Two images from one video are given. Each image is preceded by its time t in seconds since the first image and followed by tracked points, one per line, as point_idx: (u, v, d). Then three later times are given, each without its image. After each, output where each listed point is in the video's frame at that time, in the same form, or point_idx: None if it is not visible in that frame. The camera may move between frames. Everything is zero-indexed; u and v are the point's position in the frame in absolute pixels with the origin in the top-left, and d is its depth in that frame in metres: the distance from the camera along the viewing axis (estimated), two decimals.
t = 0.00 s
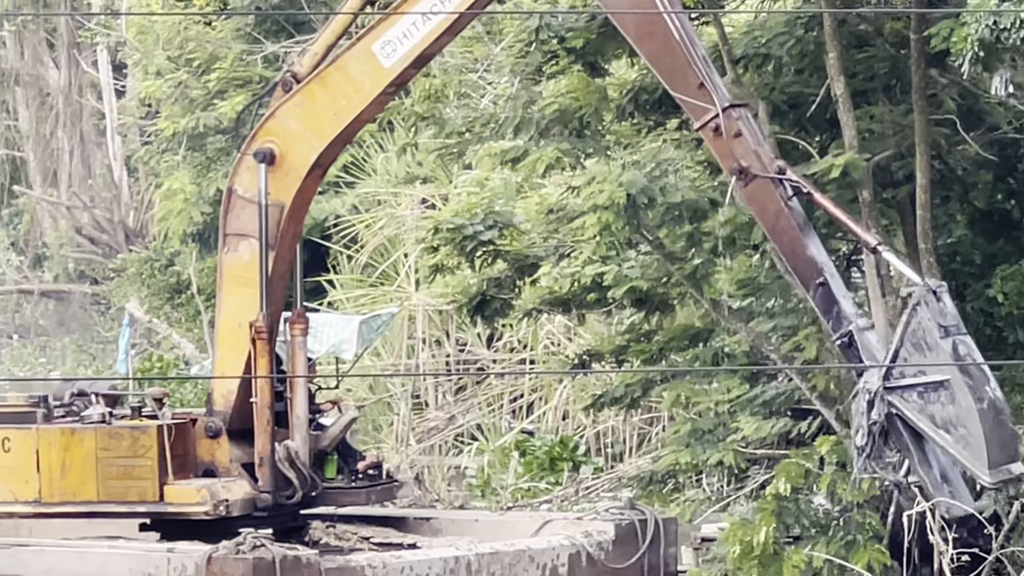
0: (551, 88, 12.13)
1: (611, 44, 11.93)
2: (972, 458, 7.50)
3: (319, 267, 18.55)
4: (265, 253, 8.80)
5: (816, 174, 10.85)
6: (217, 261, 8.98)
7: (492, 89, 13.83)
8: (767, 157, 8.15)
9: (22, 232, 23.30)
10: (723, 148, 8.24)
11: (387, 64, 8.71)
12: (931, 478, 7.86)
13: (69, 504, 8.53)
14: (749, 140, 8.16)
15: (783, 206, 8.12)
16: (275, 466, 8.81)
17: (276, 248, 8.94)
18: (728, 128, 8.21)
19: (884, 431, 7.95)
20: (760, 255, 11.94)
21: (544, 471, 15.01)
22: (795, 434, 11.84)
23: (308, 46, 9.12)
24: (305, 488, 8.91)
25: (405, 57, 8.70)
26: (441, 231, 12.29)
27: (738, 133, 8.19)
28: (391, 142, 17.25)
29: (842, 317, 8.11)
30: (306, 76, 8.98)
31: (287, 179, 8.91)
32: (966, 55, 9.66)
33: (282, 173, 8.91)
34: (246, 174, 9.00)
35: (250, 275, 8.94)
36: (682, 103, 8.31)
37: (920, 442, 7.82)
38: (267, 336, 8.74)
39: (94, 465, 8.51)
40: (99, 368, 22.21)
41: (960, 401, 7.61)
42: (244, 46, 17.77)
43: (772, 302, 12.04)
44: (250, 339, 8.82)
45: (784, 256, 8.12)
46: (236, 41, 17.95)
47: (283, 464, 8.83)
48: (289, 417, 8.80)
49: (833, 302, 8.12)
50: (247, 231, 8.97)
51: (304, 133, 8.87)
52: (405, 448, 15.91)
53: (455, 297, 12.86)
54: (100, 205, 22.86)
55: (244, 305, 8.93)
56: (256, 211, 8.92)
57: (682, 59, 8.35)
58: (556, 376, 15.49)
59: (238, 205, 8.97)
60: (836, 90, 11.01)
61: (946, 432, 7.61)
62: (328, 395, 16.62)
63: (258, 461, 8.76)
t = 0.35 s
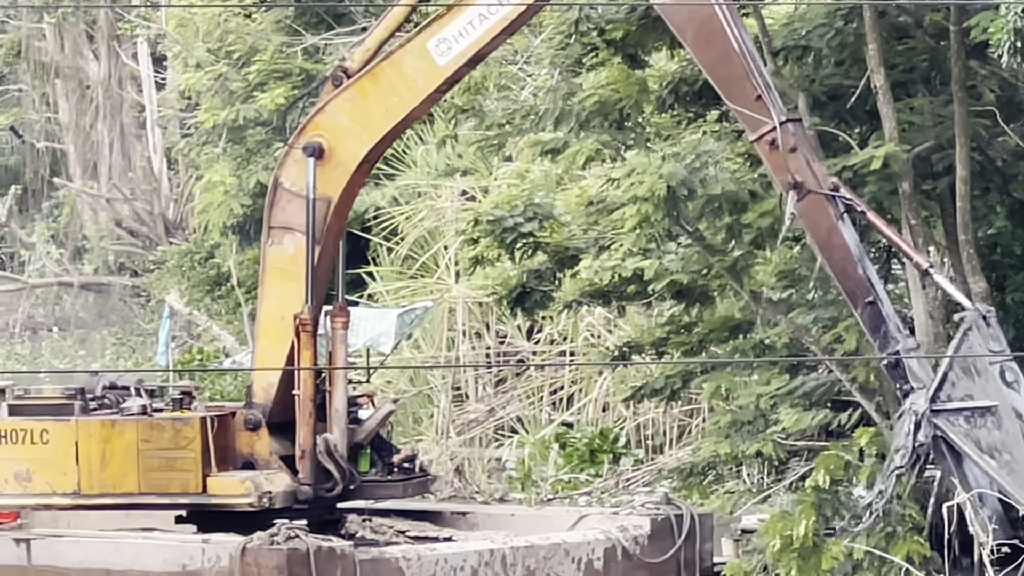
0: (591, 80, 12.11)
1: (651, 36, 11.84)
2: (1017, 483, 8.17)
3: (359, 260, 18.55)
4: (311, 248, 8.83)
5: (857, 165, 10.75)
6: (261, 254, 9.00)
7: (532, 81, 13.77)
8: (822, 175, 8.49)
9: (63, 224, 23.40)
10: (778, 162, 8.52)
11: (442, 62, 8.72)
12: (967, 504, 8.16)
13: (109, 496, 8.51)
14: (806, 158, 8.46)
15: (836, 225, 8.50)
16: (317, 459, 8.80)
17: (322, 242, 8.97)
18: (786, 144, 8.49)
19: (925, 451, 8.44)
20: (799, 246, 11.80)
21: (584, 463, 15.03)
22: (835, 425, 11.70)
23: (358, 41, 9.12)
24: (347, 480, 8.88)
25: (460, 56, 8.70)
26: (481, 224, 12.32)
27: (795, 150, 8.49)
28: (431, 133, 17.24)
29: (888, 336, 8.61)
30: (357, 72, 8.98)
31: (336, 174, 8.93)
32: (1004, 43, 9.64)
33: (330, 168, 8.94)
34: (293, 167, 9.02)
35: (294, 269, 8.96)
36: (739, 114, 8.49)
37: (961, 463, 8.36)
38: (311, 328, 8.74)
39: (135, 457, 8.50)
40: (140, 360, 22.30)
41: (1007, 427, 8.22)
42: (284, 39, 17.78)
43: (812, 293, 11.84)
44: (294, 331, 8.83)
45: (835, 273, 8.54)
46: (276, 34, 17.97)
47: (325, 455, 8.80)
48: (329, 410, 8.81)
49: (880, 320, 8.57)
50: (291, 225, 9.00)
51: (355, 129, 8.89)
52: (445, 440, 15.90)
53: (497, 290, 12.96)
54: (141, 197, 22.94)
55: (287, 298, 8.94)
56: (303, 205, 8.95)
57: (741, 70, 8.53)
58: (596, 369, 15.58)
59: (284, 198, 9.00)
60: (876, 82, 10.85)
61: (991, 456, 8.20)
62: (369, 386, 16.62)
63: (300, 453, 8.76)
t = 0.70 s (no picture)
0: (628, 72, 12.07)
1: (687, 29, 11.78)
2: None
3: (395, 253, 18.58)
4: (359, 244, 8.81)
5: (893, 158, 10.67)
6: (306, 247, 8.97)
7: (568, 74, 13.72)
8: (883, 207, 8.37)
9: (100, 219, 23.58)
10: (840, 192, 8.40)
11: (504, 67, 8.77)
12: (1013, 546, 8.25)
13: (146, 488, 8.50)
14: (868, 187, 8.34)
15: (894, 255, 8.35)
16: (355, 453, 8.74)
17: (369, 239, 8.94)
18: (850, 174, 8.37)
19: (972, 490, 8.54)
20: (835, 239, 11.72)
21: (620, 455, 15.11)
22: (871, 418, 11.55)
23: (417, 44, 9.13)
24: (383, 476, 8.84)
25: (522, 63, 8.77)
26: (518, 217, 12.59)
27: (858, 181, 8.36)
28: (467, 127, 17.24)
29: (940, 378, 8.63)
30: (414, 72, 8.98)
31: (387, 173, 8.91)
32: None
33: (383, 166, 8.91)
34: (343, 164, 8.99)
35: (339, 265, 8.93)
36: (804, 141, 8.44)
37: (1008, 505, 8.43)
38: (356, 322, 8.69)
39: (174, 449, 8.48)
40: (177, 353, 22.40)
41: None
42: (321, 32, 17.75)
43: (848, 286, 11.63)
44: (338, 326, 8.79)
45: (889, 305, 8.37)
46: (313, 27, 17.99)
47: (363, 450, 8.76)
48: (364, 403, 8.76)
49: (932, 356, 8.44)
50: (339, 220, 8.97)
51: (410, 129, 8.88)
52: (482, 433, 16.00)
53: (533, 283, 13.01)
54: (176, 190, 23.10)
55: (330, 293, 8.91)
56: (353, 201, 8.92)
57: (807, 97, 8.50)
58: (632, 362, 15.54)
59: (332, 193, 8.98)
60: (912, 75, 10.74)
61: None
62: (406, 380, 16.65)
63: (338, 446, 8.72)
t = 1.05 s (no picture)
0: (666, 65, 11.99)
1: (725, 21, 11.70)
2: None
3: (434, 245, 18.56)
4: (411, 243, 8.61)
5: (931, 151, 10.57)
6: (355, 240, 8.77)
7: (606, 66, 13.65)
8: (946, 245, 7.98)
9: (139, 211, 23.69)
10: (901, 227, 8.03)
11: (571, 76, 8.55)
12: None
13: (186, 479, 8.41)
14: (932, 225, 7.96)
15: (953, 294, 7.93)
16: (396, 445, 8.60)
17: (420, 238, 8.74)
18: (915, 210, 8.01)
19: None
20: (873, 231, 11.52)
21: (659, 447, 15.21)
22: (909, 410, 11.39)
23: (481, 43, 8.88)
24: (420, 468, 8.69)
25: (591, 73, 8.55)
26: (557, 209, 12.52)
27: (920, 217, 8.00)
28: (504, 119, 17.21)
29: (992, 415, 7.98)
30: (478, 74, 8.76)
31: (443, 172, 8.71)
32: None
33: (439, 165, 8.70)
34: (399, 159, 8.76)
35: (387, 260, 8.74)
36: (870, 174, 8.04)
37: None
38: (406, 314, 8.51)
39: (216, 440, 8.40)
40: (215, 345, 22.46)
41: None
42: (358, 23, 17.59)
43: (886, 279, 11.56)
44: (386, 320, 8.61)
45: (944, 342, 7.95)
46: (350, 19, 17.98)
47: (403, 442, 8.61)
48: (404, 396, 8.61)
49: (984, 398, 7.96)
50: (390, 215, 8.76)
51: (470, 130, 8.66)
52: (520, 425, 16.02)
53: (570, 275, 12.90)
54: (215, 182, 22.98)
55: (377, 288, 8.74)
56: (406, 198, 8.72)
57: (876, 132, 8.08)
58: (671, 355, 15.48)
59: (385, 188, 8.76)
60: (949, 67, 10.64)
61: None
62: (445, 372, 16.61)
63: (380, 437, 8.55)
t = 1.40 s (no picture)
0: (696, 55, 11.90)
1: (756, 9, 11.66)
2: None
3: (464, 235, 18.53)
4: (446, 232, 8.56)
5: (961, 140, 10.51)
6: (388, 229, 8.71)
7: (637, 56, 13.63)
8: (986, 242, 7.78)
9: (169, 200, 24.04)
10: (941, 223, 7.82)
11: (610, 70, 8.53)
12: None
13: (220, 467, 8.37)
14: (973, 220, 7.76)
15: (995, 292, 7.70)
16: (425, 433, 8.54)
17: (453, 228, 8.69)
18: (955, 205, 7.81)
19: None
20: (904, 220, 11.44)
21: (689, 436, 15.31)
22: (940, 399, 11.35)
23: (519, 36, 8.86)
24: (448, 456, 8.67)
25: (631, 67, 8.52)
26: (588, 198, 12.51)
27: (961, 214, 7.80)
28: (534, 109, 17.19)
29: None
30: (515, 66, 8.73)
31: (479, 163, 8.65)
32: None
33: (475, 155, 8.65)
34: (435, 148, 8.71)
35: (420, 249, 8.69)
36: (911, 170, 7.88)
37: None
38: (440, 303, 8.47)
39: (249, 427, 8.37)
40: (245, 335, 22.50)
41: None
42: (389, 14, 17.82)
43: (917, 268, 11.40)
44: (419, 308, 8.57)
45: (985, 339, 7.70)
46: (382, 9, 18.00)
47: (432, 431, 8.56)
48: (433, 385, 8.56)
49: None
50: (424, 204, 8.70)
51: (507, 121, 8.60)
52: (551, 414, 16.03)
53: (602, 264, 12.98)
54: (246, 172, 22.59)
55: (408, 276, 8.68)
56: (441, 187, 8.67)
57: (917, 130, 7.93)
58: (701, 344, 15.43)
59: (420, 177, 8.71)
60: (980, 56, 10.58)
61: None
62: (476, 361, 16.59)
63: (410, 425, 8.48)
